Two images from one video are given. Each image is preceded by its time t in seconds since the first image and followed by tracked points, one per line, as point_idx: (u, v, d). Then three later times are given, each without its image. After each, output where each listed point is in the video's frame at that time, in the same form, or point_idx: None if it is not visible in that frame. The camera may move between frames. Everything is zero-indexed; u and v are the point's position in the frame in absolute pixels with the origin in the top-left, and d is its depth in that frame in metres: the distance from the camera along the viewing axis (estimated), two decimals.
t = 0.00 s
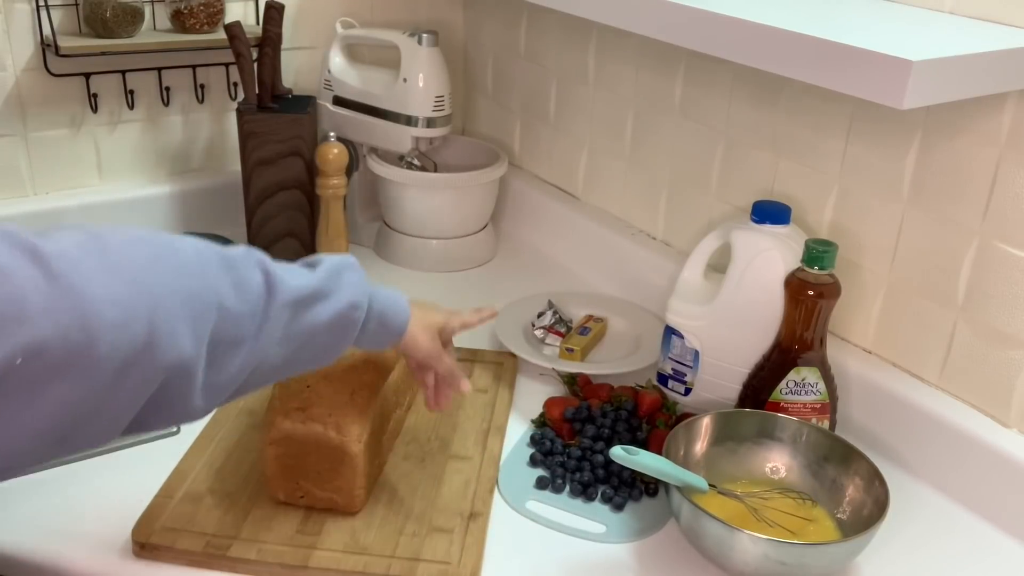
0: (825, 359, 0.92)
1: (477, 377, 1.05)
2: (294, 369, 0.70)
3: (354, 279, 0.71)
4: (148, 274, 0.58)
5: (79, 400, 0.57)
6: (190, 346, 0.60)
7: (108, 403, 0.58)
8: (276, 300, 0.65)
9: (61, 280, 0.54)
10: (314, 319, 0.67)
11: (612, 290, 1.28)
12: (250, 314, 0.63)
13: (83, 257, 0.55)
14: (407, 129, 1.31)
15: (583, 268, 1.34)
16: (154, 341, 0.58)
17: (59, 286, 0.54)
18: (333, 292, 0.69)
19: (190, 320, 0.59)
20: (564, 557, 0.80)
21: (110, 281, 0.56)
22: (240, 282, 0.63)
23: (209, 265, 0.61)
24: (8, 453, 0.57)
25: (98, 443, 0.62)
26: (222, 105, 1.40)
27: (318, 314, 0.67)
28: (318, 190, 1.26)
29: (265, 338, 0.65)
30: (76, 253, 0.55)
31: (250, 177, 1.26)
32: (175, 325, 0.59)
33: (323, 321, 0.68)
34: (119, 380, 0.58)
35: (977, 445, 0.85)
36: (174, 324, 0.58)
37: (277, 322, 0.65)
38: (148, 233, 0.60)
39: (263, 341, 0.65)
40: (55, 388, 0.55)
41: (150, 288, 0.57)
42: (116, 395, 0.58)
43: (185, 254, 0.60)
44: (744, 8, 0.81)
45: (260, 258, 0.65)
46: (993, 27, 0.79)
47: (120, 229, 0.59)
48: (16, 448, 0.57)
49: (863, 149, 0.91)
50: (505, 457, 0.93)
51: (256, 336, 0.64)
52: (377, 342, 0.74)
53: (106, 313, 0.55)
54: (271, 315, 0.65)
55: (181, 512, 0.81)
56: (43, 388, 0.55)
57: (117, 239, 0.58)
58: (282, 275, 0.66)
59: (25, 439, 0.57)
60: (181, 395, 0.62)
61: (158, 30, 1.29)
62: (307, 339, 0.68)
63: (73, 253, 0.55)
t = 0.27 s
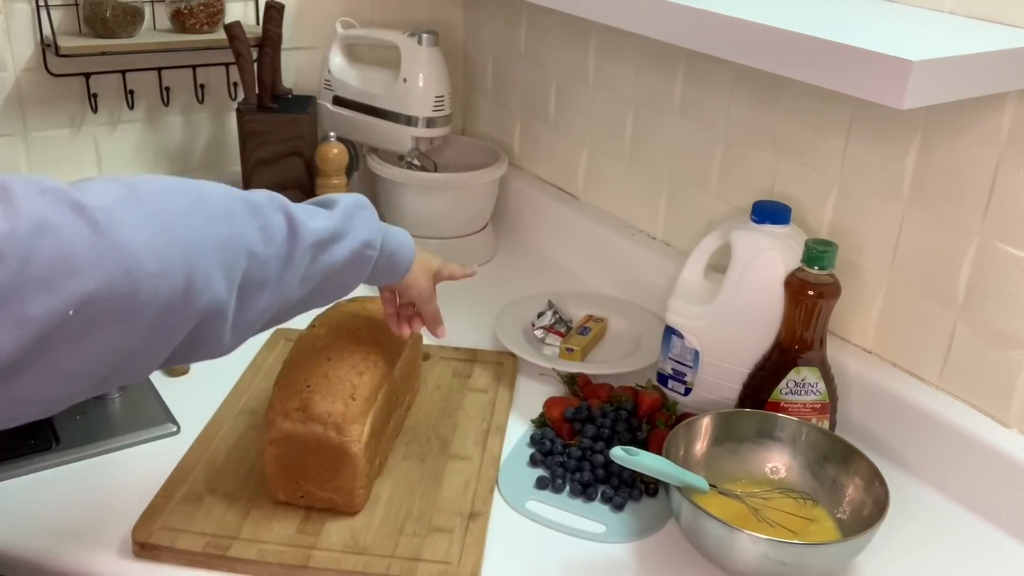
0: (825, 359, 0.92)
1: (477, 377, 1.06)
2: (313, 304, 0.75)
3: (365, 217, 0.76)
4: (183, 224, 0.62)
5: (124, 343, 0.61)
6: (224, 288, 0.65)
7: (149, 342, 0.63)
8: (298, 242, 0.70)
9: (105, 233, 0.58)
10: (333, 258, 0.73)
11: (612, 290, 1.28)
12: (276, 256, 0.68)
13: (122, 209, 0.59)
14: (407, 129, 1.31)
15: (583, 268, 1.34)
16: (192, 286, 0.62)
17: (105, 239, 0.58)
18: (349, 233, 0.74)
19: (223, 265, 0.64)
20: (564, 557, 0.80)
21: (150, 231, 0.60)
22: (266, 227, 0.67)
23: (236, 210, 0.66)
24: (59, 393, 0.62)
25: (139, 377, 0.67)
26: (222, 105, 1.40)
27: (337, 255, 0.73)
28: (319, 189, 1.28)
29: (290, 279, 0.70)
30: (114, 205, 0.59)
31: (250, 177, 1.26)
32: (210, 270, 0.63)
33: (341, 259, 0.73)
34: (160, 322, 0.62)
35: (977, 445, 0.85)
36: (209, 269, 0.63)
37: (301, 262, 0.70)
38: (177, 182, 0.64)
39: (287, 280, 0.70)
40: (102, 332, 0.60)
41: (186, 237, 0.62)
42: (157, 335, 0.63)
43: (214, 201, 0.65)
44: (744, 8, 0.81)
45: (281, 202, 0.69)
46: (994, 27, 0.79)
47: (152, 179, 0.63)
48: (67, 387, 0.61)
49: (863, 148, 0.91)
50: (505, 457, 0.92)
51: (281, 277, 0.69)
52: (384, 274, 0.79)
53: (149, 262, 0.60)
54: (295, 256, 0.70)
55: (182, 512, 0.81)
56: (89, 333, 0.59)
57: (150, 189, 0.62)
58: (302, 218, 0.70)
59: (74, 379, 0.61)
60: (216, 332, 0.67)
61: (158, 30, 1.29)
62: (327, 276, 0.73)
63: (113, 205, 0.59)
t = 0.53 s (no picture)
0: (825, 359, 0.92)
1: (477, 377, 1.06)
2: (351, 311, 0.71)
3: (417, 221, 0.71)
4: (203, 225, 0.58)
5: (141, 347, 0.58)
6: (247, 293, 0.61)
7: (167, 347, 0.60)
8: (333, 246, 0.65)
9: (117, 234, 0.54)
10: (369, 261, 0.67)
11: (612, 290, 1.28)
12: (306, 260, 0.64)
13: (137, 209, 0.56)
14: (407, 129, 1.31)
15: (583, 268, 1.34)
16: (211, 290, 0.59)
17: (116, 241, 0.54)
18: (388, 235, 0.68)
19: (246, 268, 0.60)
20: (563, 557, 0.80)
21: (166, 231, 0.57)
22: (296, 229, 0.64)
23: (263, 210, 0.62)
24: (72, 398, 0.59)
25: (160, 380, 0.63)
26: (222, 105, 1.40)
27: (379, 259, 0.67)
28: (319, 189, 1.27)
29: (323, 283, 0.66)
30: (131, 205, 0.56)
31: (250, 177, 1.26)
32: (231, 273, 0.60)
33: (383, 266, 0.68)
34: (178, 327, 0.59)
35: (977, 445, 0.85)
36: (230, 272, 0.59)
37: (335, 266, 0.66)
38: (203, 180, 0.61)
39: (318, 285, 0.65)
40: (114, 337, 0.57)
41: (207, 238, 0.58)
42: (175, 340, 0.60)
43: (238, 201, 0.61)
44: (744, 8, 0.81)
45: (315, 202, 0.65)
46: (994, 27, 0.79)
47: (174, 177, 0.59)
48: (82, 393, 0.59)
49: (863, 148, 0.91)
50: (504, 457, 0.92)
51: (312, 282, 0.65)
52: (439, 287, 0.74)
53: (164, 265, 0.56)
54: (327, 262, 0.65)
55: (181, 512, 0.81)
56: (102, 338, 0.56)
57: (172, 187, 0.59)
58: (336, 219, 0.66)
59: (90, 385, 0.58)
60: (240, 337, 0.63)
61: (158, 30, 1.29)
62: (367, 283, 0.68)
63: (127, 204, 0.56)
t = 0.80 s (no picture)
0: (825, 359, 0.92)
1: (477, 377, 1.06)
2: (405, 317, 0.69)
3: (481, 223, 0.68)
4: (241, 227, 0.57)
5: (174, 353, 0.56)
6: (289, 298, 0.59)
7: (204, 354, 0.58)
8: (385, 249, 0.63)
9: (145, 237, 0.53)
10: (438, 269, 0.66)
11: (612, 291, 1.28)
12: (355, 265, 0.62)
13: (169, 211, 0.55)
14: (407, 129, 1.31)
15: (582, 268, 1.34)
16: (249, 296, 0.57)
17: (142, 246, 0.53)
18: (462, 240, 0.67)
19: (287, 272, 0.59)
20: (563, 557, 0.80)
21: (199, 234, 0.55)
22: (344, 231, 0.62)
23: (310, 212, 0.60)
24: (105, 406, 0.57)
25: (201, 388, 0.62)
26: (222, 105, 1.40)
27: (446, 265, 0.66)
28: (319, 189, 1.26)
29: (378, 289, 0.63)
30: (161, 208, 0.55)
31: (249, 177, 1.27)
32: (272, 277, 0.58)
33: (440, 269, 0.66)
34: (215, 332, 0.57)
35: (977, 445, 0.85)
36: (270, 276, 0.58)
37: (394, 271, 0.63)
38: (246, 181, 0.59)
39: (372, 290, 0.63)
40: (146, 344, 0.55)
41: (244, 242, 0.57)
42: (213, 346, 0.58)
43: (283, 202, 0.59)
44: (743, 8, 0.81)
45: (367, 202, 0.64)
46: (993, 27, 0.79)
47: (213, 177, 0.58)
48: (114, 402, 0.57)
49: (863, 148, 0.91)
50: (504, 457, 0.92)
51: (366, 287, 0.63)
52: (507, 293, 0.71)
53: (196, 270, 0.55)
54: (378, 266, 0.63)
55: (181, 512, 0.81)
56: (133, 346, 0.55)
57: (210, 188, 0.57)
58: (399, 222, 0.64)
59: (122, 394, 0.56)
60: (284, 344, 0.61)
61: (158, 30, 1.29)
62: (422, 288, 0.66)
63: (159, 207, 0.54)
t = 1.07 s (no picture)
0: (825, 359, 0.92)
1: (477, 377, 1.06)
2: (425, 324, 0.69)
3: (504, 231, 0.68)
4: (261, 234, 0.57)
5: (189, 359, 0.56)
6: (308, 306, 0.59)
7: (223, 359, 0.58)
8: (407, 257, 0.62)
9: (164, 243, 0.53)
10: (454, 277, 0.65)
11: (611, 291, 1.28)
12: (376, 273, 0.62)
13: (189, 217, 0.55)
14: (407, 129, 1.31)
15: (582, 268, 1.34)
16: (267, 304, 0.57)
17: (161, 251, 0.53)
18: (484, 249, 0.67)
19: (305, 280, 0.59)
20: (563, 557, 0.80)
21: (218, 240, 0.55)
22: (364, 238, 0.61)
23: (331, 220, 0.60)
24: (120, 411, 0.57)
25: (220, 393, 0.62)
26: (222, 105, 1.40)
27: (465, 274, 0.66)
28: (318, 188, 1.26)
29: (397, 298, 0.63)
30: (178, 214, 0.54)
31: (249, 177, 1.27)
32: (290, 285, 0.58)
33: (461, 278, 0.65)
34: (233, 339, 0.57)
35: (977, 446, 0.85)
36: (289, 285, 0.58)
37: (414, 281, 0.63)
38: (264, 187, 0.59)
39: (392, 300, 0.63)
40: (163, 349, 0.55)
41: (264, 249, 0.57)
42: (232, 354, 0.58)
43: (303, 209, 0.59)
44: (743, 8, 0.81)
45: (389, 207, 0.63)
46: (993, 27, 0.79)
47: (234, 182, 0.58)
48: (129, 407, 0.57)
49: (863, 148, 0.91)
50: (505, 457, 0.92)
51: (385, 296, 0.63)
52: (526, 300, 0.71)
53: (214, 278, 0.55)
54: (400, 274, 0.62)
55: (182, 512, 0.81)
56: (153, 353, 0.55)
57: (231, 195, 0.57)
58: (419, 231, 0.64)
59: (137, 399, 0.57)
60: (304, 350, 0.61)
61: (158, 30, 1.29)
62: (442, 295, 0.66)
63: (178, 213, 0.55)
